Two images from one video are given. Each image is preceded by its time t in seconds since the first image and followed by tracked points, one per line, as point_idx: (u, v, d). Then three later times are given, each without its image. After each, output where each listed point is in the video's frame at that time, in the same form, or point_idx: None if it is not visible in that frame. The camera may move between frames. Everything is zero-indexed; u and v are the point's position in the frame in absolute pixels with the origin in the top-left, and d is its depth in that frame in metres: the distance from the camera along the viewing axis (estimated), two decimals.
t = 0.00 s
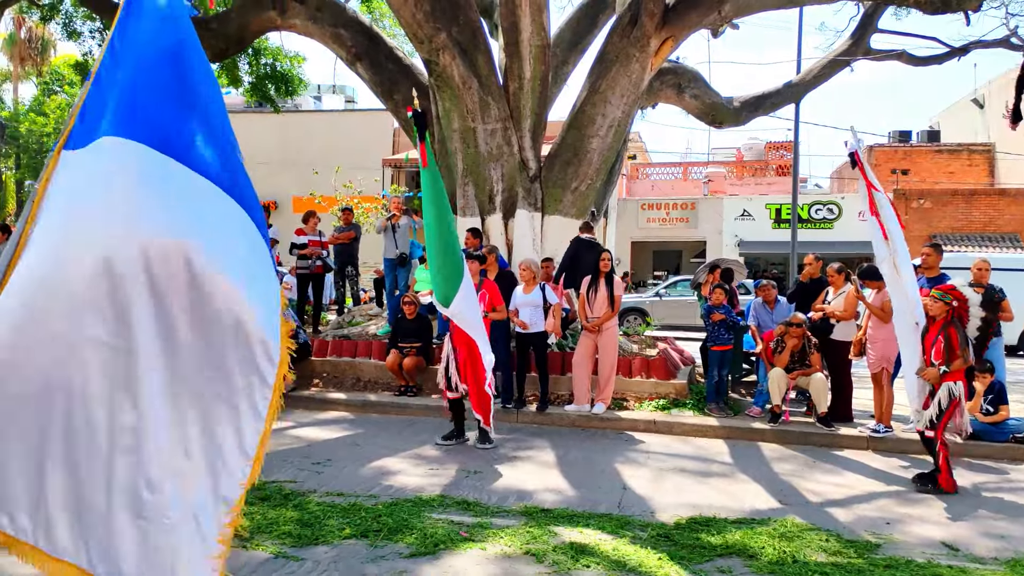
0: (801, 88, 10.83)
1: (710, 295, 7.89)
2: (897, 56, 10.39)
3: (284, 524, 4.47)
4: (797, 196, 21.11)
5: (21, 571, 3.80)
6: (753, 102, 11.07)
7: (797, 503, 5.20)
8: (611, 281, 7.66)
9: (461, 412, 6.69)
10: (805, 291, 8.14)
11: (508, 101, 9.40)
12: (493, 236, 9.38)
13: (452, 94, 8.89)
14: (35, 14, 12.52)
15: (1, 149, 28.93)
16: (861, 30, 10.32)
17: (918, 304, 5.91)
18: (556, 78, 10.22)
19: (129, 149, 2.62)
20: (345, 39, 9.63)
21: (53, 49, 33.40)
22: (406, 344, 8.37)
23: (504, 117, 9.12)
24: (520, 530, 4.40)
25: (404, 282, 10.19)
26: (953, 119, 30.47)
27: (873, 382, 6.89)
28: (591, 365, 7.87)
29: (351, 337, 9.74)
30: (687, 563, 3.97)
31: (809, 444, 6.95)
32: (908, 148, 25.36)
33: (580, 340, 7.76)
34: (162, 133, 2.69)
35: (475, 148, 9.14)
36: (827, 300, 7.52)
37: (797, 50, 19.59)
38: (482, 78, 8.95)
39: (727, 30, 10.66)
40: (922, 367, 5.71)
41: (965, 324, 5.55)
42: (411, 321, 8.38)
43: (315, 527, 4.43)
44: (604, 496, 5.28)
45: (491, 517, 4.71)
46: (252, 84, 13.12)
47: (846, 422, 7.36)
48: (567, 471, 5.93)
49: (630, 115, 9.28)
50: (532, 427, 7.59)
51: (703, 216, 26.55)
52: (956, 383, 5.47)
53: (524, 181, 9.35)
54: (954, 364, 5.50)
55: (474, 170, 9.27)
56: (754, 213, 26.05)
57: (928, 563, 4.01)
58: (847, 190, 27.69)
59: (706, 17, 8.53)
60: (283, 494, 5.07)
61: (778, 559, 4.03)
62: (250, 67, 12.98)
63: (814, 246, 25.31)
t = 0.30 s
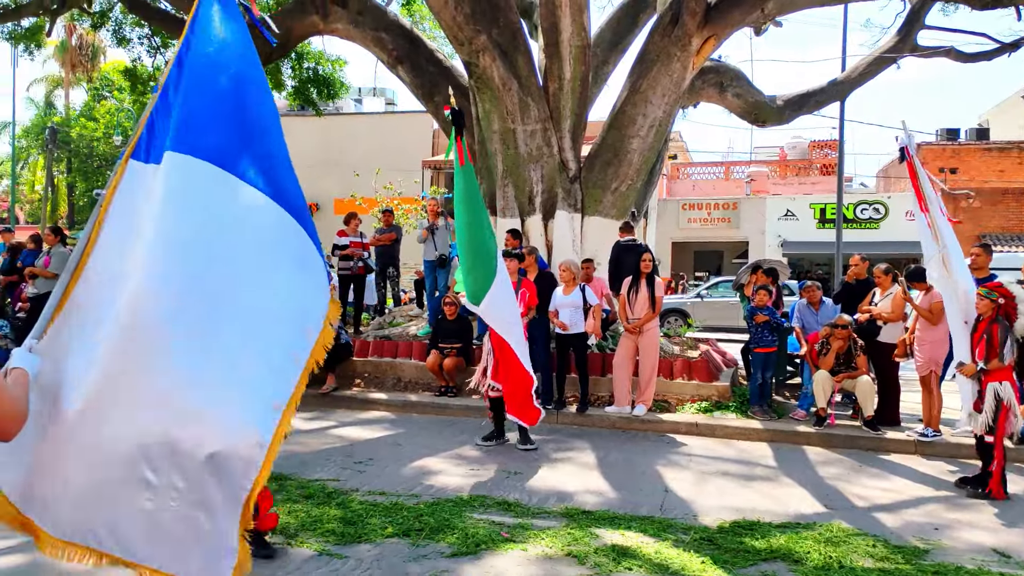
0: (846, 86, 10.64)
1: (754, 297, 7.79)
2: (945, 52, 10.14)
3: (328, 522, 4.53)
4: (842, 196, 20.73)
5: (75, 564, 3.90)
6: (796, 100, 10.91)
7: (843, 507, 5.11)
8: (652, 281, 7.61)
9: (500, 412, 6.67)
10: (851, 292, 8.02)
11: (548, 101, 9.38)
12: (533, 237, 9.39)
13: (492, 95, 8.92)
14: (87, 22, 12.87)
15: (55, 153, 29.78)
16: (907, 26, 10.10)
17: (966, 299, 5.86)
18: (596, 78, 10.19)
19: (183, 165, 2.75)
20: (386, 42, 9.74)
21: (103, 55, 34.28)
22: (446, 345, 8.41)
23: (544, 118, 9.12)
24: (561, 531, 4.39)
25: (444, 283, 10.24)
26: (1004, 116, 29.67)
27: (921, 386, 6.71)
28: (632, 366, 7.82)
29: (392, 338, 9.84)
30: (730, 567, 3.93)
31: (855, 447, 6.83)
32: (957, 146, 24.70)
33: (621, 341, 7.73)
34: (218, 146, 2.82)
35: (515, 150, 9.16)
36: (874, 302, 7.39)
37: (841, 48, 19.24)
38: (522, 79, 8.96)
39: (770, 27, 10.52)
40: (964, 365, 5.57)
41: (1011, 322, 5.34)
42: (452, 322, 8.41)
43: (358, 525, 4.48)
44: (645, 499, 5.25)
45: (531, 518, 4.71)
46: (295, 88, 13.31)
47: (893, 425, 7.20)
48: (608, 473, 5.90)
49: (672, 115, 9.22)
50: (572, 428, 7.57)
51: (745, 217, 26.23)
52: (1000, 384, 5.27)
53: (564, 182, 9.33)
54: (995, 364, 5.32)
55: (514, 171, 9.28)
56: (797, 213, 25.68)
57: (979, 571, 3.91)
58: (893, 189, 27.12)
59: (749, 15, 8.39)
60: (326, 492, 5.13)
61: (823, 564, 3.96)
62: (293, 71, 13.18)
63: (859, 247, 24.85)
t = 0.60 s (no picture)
0: (891, 84, 10.42)
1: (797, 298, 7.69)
2: (995, 48, 9.89)
3: (369, 521, 4.57)
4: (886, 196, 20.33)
5: (125, 559, 3.99)
6: (840, 98, 10.72)
7: (889, 512, 5.01)
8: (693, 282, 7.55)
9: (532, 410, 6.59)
10: (897, 294, 7.87)
11: (587, 102, 9.35)
12: (572, 237, 9.35)
13: (531, 96, 8.93)
14: (134, 28, 13.17)
15: (103, 157, 30.53)
16: (955, 22, 9.87)
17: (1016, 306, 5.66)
18: (635, 78, 10.14)
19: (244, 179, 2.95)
20: (426, 44, 9.81)
21: (150, 61, 35.05)
22: (485, 345, 8.44)
23: (583, 118, 9.09)
24: (601, 533, 4.38)
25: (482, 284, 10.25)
26: None
27: (969, 389, 6.56)
28: (672, 368, 7.77)
29: (431, 338, 9.90)
30: (773, 571, 3.88)
31: (901, 452, 6.69)
32: (1006, 144, 24.09)
33: (661, 343, 7.67)
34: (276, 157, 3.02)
35: (553, 150, 9.14)
36: (921, 303, 7.28)
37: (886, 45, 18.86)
38: (561, 80, 8.93)
39: (813, 25, 10.37)
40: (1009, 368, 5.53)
41: None
42: (490, 322, 8.43)
43: (398, 524, 4.51)
44: (686, 501, 5.21)
45: (571, 519, 4.70)
46: (336, 90, 13.47)
47: (940, 429, 7.04)
48: (648, 476, 5.87)
49: (712, 114, 9.15)
50: (612, 430, 7.54)
51: (787, 216, 25.87)
52: None
53: (603, 182, 9.29)
54: None
55: (553, 171, 9.26)
56: (841, 212, 25.26)
57: None
58: (940, 188, 26.51)
59: (792, 12, 8.29)
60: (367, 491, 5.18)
61: (868, 569, 3.89)
62: (334, 74, 13.34)
63: (905, 247, 24.35)
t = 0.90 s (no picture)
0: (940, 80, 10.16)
1: (843, 299, 7.55)
2: None
3: (410, 520, 4.60)
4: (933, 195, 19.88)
5: (174, 555, 4.07)
6: (887, 95, 10.50)
7: (938, 517, 4.89)
8: (736, 283, 7.46)
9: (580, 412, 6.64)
10: (946, 295, 7.69)
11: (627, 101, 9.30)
12: (612, 238, 9.27)
13: (571, 96, 8.91)
14: (181, 34, 13.45)
15: (151, 160, 31.24)
16: (1007, 15, 9.59)
17: None
18: (677, 77, 10.06)
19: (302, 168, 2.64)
20: (466, 46, 9.86)
21: (196, 66, 35.79)
22: (525, 346, 8.44)
23: (624, 118, 9.03)
24: (643, 536, 4.35)
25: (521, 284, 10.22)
26: None
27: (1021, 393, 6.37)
28: (714, 370, 7.69)
29: (471, 339, 9.94)
30: None
31: (950, 456, 6.52)
32: None
33: (703, 344, 7.60)
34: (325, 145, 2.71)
35: (594, 150, 9.09)
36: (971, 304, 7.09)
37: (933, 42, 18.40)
38: (601, 79, 8.87)
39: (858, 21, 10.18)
40: None
41: None
42: (530, 323, 8.42)
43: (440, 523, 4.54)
44: (729, 505, 5.15)
45: (613, 521, 4.68)
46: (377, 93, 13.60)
47: (991, 434, 6.85)
48: (691, 478, 5.81)
49: (756, 113, 9.04)
50: (654, 432, 7.48)
51: (832, 216, 25.43)
52: None
53: (643, 182, 9.22)
54: None
55: (593, 171, 9.20)
56: (887, 212, 24.77)
57: None
58: (991, 186, 25.82)
59: (838, 9, 8.21)
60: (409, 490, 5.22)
61: None
62: (375, 77, 13.48)
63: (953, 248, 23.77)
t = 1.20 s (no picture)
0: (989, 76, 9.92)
1: (889, 301, 7.40)
2: None
3: (451, 520, 4.62)
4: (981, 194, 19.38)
5: (221, 550, 4.14)
6: (933, 93, 10.35)
7: (989, 524, 4.76)
8: (779, 284, 7.38)
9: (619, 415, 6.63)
10: (996, 296, 7.50)
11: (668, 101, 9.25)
12: (651, 239, 9.21)
13: (611, 96, 8.88)
14: (225, 39, 13.72)
15: (196, 163, 31.84)
16: None
17: None
18: (718, 76, 9.95)
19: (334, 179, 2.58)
20: (505, 47, 9.87)
21: (239, 71, 36.45)
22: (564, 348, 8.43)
23: (663, 118, 8.96)
24: (685, 539, 4.31)
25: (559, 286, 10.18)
26: None
27: None
28: (757, 372, 7.59)
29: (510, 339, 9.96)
30: None
31: (1002, 461, 6.35)
32: None
33: (746, 346, 7.51)
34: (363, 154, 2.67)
35: (633, 150, 9.03)
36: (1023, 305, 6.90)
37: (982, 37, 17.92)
38: (641, 79, 8.82)
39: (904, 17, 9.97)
40: None
41: None
42: (569, 324, 8.41)
43: (480, 524, 4.55)
44: (773, 509, 5.07)
45: (654, 524, 4.65)
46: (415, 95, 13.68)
47: None
48: (732, 482, 5.74)
49: (799, 112, 8.94)
50: (694, 434, 7.41)
51: (876, 216, 24.96)
52: None
53: (684, 182, 9.14)
54: None
55: (632, 171, 9.15)
56: (934, 211, 24.23)
57: None
58: None
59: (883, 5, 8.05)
60: (449, 490, 5.24)
61: None
62: (414, 79, 13.58)
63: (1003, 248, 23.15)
